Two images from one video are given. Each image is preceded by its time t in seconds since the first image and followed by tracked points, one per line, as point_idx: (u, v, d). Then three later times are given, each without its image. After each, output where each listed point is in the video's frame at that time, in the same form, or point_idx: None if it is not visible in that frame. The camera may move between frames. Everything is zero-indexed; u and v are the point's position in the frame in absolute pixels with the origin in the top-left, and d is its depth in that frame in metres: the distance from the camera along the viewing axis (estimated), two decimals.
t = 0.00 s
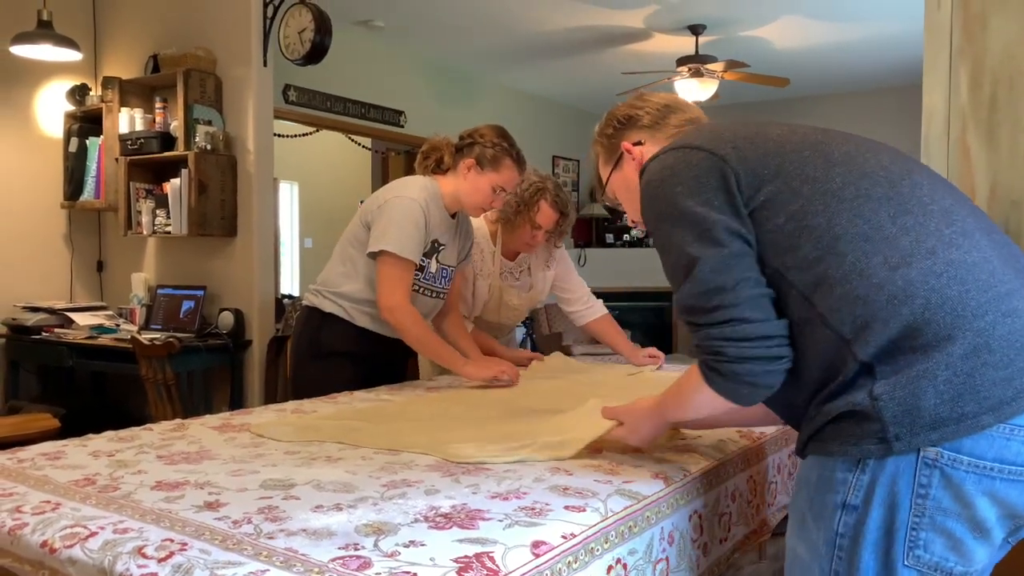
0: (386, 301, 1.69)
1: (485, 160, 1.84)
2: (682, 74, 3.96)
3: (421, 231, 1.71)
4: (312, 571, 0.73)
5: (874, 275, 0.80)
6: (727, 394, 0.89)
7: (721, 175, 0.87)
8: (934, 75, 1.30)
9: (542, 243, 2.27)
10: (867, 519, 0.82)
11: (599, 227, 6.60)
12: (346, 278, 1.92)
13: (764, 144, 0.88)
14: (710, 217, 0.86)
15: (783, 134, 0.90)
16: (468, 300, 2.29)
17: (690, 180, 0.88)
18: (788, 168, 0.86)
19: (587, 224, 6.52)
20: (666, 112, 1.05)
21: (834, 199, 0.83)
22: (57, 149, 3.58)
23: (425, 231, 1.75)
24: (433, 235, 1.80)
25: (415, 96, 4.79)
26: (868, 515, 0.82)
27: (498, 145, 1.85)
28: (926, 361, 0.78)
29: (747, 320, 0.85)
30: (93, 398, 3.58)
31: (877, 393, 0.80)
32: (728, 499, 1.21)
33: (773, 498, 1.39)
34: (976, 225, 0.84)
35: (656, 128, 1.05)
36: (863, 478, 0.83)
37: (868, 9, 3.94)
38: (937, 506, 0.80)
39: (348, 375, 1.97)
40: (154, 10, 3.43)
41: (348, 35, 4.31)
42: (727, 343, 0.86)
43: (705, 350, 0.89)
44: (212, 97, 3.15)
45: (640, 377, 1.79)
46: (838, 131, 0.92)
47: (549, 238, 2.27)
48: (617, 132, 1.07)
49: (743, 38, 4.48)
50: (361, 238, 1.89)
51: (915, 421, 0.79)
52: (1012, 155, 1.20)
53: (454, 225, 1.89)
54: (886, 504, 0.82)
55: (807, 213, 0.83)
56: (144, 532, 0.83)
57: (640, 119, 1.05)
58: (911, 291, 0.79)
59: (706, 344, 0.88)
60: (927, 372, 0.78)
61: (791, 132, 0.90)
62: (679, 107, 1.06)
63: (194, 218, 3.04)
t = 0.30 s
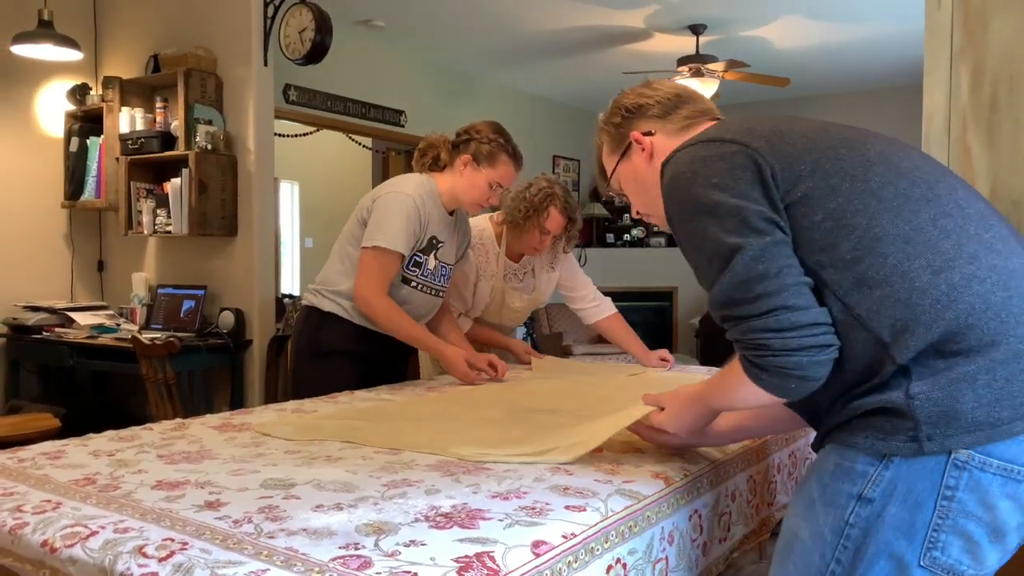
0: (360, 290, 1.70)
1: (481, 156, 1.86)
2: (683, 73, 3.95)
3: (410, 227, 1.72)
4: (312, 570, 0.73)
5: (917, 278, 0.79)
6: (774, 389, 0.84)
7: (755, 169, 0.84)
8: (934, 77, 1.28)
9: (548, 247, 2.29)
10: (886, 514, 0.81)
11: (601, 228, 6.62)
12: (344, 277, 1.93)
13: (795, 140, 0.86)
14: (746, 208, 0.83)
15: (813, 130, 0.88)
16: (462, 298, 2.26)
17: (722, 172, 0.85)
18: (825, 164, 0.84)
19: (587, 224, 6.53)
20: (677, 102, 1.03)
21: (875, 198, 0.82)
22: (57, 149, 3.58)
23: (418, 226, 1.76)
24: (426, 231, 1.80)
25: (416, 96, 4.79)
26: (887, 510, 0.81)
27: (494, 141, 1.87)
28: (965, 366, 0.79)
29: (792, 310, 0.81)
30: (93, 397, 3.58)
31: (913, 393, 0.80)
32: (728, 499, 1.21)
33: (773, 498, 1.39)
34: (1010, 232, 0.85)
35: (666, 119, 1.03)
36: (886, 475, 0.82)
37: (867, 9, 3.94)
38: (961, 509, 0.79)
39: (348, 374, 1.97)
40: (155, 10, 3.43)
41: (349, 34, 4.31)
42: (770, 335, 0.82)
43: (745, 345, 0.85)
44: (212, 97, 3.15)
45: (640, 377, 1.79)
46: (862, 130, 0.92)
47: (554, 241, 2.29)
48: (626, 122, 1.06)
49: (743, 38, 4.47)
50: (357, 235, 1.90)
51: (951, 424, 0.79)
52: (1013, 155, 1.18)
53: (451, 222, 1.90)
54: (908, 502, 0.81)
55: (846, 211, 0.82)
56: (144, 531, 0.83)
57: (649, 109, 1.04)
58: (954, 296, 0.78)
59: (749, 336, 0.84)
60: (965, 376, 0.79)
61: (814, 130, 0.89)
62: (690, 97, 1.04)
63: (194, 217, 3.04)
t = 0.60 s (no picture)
0: (391, 293, 1.74)
1: (471, 150, 1.85)
2: (682, 74, 3.95)
3: (413, 221, 1.74)
4: (312, 571, 0.73)
5: (913, 281, 0.76)
6: (760, 399, 0.83)
7: (737, 169, 0.82)
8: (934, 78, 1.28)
9: (551, 248, 2.28)
10: (898, 538, 0.78)
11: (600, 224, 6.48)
12: (342, 277, 1.92)
13: (782, 138, 0.84)
14: (727, 210, 0.80)
15: (799, 128, 0.85)
16: (461, 297, 2.27)
17: (704, 173, 0.83)
18: (813, 164, 0.81)
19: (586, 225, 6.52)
20: (662, 106, 1.02)
21: (866, 199, 0.78)
22: (56, 149, 3.58)
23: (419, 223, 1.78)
24: (426, 226, 1.82)
25: (416, 96, 4.80)
26: (900, 534, 0.78)
27: (485, 135, 1.86)
28: (967, 374, 0.75)
29: (774, 314, 0.78)
30: (93, 397, 3.58)
31: (916, 405, 0.76)
32: (728, 500, 1.21)
33: (772, 499, 1.39)
34: (1011, 230, 0.82)
35: (651, 123, 1.01)
36: (895, 496, 0.78)
37: (868, 10, 3.94)
38: (977, 527, 0.75)
39: (348, 374, 1.97)
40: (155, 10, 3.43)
41: (348, 35, 4.31)
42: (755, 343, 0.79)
43: (728, 351, 0.83)
44: (212, 98, 3.15)
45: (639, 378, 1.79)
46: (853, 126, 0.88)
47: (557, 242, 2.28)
48: (609, 128, 1.04)
49: (743, 38, 4.47)
50: (354, 235, 1.90)
51: (956, 436, 0.75)
52: (1013, 154, 1.18)
53: (447, 217, 1.91)
54: (921, 523, 0.77)
55: (837, 212, 0.79)
56: (144, 532, 0.84)
57: (634, 114, 1.02)
58: (953, 299, 0.75)
59: (732, 346, 0.82)
60: (967, 384, 0.75)
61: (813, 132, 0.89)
62: (675, 101, 1.03)
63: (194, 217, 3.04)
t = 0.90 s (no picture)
0: (381, 290, 1.75)
1: (467, 148, 1.86)
2: (683, 76, 3.95)
3: (408, 218, 1.76)
4: (313, 573, 0.73)
5: (860, 285, 0.70)
6: (684, 412, 0.82)
7: (691, 160, 0.77)
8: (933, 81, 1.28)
9: (547, 248, 2.27)
10: (838, 562, 0.72)
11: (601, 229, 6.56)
12: (342, 277, 1.93)
13: (745, 123, 0.78)
14: (670, 209, 0.77)
15: (768, 113, 0.79)
16: (463, 298, 2.30)
17: (658, 165, 0.78)
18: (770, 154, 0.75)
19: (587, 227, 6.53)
20: (641, 79, 0.94)
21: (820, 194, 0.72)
22: (58, 150, 3.59)
23: (415, 220, 1.79)
24: (424, 224, 1.83)
25: (417, 99, 4.81)
26: (840, 558, 0.72)
27: (479, 132, 1.86)
28: (912, 388, 0.69)
29: (705, 335, 0.77)
30: (93, 398, 3.58)
31: (856, 418, 0.70)
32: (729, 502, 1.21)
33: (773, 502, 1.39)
34: (984, 231, 0.74)
35: (628, 97, 0.94)
36: (837, 516, 0.73)
37: (867, 13, 3.95)
38: (920, 554, 0.70)
39: (349, 375, 1.97)
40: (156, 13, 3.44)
41: (350, 37, 4.31)
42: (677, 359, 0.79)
43: (661, 365, 0.82)
44: (214, 100, 3.16)
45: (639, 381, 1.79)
46: (832, 112, 0.82)
47: (554, 242, 2.27)
48: (588, 100, 0.97)
49: (744, 41, 4.48)
50: (354, 236, 1.91)
51: (900, 455, 0.69)
52: (1013, 157, 1.17)
53: (445, 215, 1.92)
54: (860, 546, 0.71)
55: (788, 208, 0.73)
56: (146, 533, 0.84)
57: (612, 86, 0.95)
58: (901, 306, 0.69)
59: (663, 360, 0.81)
60: (913, 400, 0.68)
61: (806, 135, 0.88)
62: (657, 73, 0.95)
63: (195, 219, 3.04)
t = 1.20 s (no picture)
0: (370, 290, 1.76)
1: (466, 151, 1.85)
2: (683, 78, 3.95)
3: (406, 219, 1.76)
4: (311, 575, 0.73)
5: (833, 290, 0.68)
6: (622, 446, 0.87)
7: (660, 184, 0.77)
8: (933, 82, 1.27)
9: (541, 244, 2.27)
10: None
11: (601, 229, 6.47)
12: (342, 279, 1.93)
13: (710, 138, 0.77)
14: (637, 243, 0.78)
15: (737, 125, 0.78)
16: (462, 297, 2.28)
17: (626, 194, 0.79)
18: (735, 166, 0.74)
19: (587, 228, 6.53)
20: (629, 99, 0.95)
21: (790, 200, 0.71)
22: (57, 150, 3.59)
23: (411, 223, 1.79)
24: (422, 227, 1.84)
25: (417, 100, 4.81)
26: None
27: (479, 135, 1.86)
28: (891, 396, 0.66)
29: (648, 381, 0.81)
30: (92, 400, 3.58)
31: (835, 431, 0.68)
32: (727, 504, 1.21)
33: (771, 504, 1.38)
34: (967, 229, 0.71)
35: (617, 118, 0.95)
36: (821, 533, 0.71)
37: (865, 15, 3.95)
38: (908, 571, 0.68)
39: (349, 377, 1.97)
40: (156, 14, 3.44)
41: (349, 38, 4.31)
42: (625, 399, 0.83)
43: (604, 398, 0.86)
44: (214, 101, 3.16)
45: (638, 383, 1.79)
46: (806, 119, 0.80)
47: (548, 239, 2.26)
48: (578, 121, 0.97)
49: (743, 43, 4.48)
50: (352, 238, 1.91)
51: (880, 466, 0.66)
52: (1013, 161, 1.18)
53: (444, 217, 1.92)
54: (846, 563, 0.69)
55: (757, 217, 0.72)
56: (144, 535, 0.83)
57: (601, 107, 0.95)
58: (876, 311, 0.66)
59: (610, 394, 0.85)
60: (892, 408, 0.66)
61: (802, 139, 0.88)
62: (645, 93, 0.96)
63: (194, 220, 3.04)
